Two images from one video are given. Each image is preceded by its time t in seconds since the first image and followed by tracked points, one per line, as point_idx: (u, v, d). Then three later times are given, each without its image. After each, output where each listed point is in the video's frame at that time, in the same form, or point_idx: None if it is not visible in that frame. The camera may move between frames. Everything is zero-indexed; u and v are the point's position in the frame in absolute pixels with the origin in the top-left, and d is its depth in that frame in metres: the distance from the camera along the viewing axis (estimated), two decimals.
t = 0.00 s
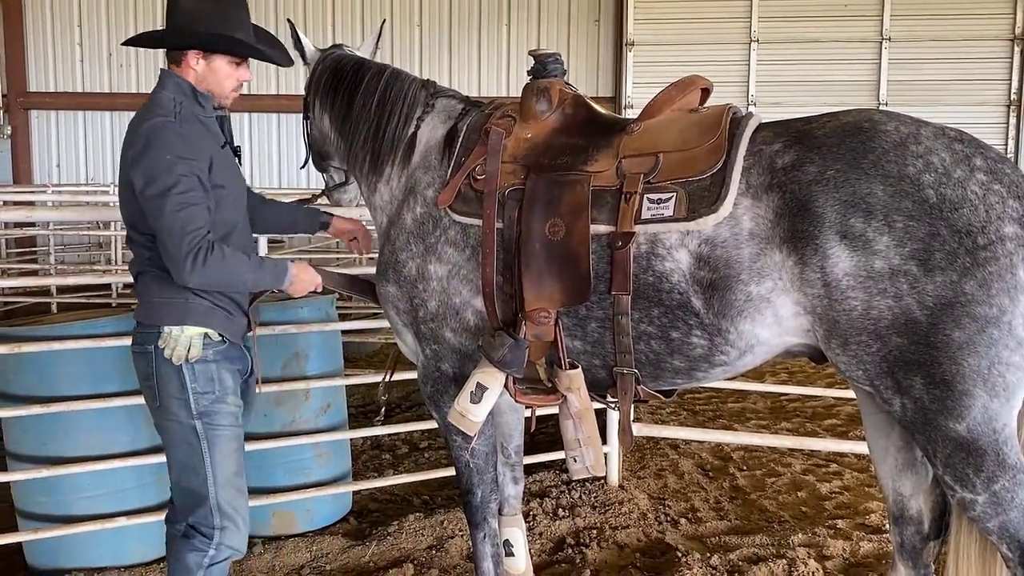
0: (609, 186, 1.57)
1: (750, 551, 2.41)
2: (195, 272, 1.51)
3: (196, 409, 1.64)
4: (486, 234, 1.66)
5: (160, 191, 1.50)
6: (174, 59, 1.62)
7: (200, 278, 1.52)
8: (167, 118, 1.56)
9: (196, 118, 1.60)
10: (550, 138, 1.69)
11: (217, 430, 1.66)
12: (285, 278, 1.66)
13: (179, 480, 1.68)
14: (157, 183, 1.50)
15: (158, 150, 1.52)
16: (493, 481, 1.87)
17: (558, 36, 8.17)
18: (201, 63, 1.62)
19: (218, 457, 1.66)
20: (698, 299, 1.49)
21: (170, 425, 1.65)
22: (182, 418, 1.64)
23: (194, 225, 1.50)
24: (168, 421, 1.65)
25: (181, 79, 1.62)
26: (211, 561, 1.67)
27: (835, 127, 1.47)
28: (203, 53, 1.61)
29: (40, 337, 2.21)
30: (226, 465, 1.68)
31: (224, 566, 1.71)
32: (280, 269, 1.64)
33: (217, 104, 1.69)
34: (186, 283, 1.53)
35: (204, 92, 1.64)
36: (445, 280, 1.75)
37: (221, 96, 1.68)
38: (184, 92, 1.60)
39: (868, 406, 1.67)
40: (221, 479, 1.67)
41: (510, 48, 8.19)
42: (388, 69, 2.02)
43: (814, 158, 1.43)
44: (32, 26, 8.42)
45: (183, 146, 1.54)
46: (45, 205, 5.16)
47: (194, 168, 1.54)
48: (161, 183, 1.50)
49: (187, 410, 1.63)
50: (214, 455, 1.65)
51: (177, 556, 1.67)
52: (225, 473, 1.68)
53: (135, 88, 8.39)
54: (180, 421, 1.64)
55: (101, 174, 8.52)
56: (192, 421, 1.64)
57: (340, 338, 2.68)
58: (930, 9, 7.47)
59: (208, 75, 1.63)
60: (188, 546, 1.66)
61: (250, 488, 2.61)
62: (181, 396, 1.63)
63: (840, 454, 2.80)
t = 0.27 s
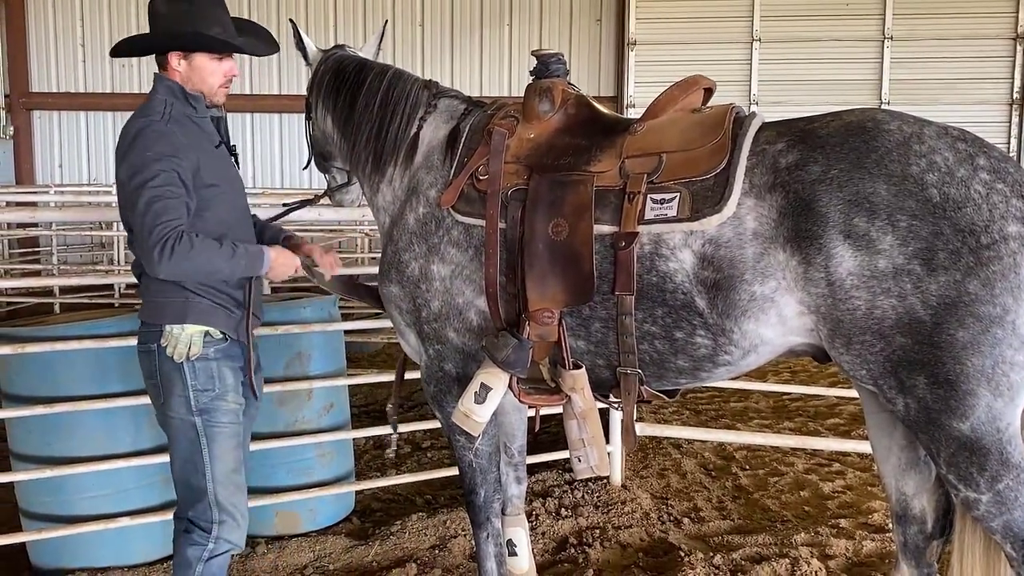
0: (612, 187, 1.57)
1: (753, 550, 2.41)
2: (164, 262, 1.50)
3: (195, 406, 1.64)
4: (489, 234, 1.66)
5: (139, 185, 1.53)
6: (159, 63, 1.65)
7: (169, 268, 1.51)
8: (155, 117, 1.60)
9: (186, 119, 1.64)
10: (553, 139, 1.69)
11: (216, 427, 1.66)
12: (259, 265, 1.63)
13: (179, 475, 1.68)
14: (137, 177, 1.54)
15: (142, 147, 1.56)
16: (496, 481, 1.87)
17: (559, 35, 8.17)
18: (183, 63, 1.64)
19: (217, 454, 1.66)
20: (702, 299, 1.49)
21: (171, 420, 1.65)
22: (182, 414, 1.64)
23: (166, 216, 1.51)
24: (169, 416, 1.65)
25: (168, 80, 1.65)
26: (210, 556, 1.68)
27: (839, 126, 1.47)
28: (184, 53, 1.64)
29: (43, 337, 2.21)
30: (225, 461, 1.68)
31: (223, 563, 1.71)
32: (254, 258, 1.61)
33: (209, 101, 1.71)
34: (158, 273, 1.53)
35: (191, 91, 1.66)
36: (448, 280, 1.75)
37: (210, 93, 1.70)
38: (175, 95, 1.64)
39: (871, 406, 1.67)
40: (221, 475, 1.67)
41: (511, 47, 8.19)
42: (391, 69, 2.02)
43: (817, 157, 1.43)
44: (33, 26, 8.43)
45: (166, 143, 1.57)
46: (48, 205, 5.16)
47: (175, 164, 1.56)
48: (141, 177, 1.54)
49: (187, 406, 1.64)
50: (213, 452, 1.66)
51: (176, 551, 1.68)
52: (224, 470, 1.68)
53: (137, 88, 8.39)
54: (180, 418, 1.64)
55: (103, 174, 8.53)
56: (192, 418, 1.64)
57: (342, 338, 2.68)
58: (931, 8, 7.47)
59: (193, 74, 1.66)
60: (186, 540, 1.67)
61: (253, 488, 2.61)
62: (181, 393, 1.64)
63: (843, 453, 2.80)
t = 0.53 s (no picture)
0: (614, 187, 1.57)
1: (755, 550, 2.41)
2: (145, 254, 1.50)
3: (196, 405, 1.64)
4: (491, 235, 1.66)
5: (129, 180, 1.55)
6: (159, 63, 1.67)
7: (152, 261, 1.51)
8: (154, 116, 1.62)
9: (186, 119, 1.65)
10: (555, 139, 1.69)
11: (217, 427, 1.66)
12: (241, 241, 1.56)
13: (178, 473, 1.69)
14: (128, 172, 1.56)
15: (136, 143, 1.57)
16: (498, 481, 1.87)
17: (561, 35, 8.17)
18: (180, 62, 1.65)
19: (216, 454, 1.67)
20: (704, 299, 1.49)
21: (172, 418, 1.65)
22: (182, 412, 1.65)
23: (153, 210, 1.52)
24: (170, 414, 1.66)
25: (169, 81, 1.67)
26: (205, 555, 1.68)
27: (840, 126, 1.47)
28: (180, 53, 1.64)
29: (44, 338, 2.21)
30: (224, 461, 1.68)
31: (219, 562, 1.71)
32: (232, 237, 1.55)
33: (211, 99, 1.72)
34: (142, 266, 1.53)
35: (191, 91, 1.67)
36: (450, 280, 1.75)
37: (211, 91, 1.70)
38: (176, 96, 1.66)
39: (874, 406, 1.67)
40: (219, 475, 1.68)
41: (513, 47, 8.19)
42: (392, 69, 2.02)
43: (819, 157, 1.43)
44: (35, 28, 8.44)
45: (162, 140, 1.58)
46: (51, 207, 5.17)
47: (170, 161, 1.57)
48: (132, 172, 1.55)
49: (188, 405, 1.64)
50: (212, 452, 1.66)
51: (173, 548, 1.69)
52: (223, 470, 1.68)
53: (139, 90, 8.40)
54: (181, 417, 1.64)
55: (105, 175, 8.54)
56: (192, 417, 1.65)
57: (345, 339, 2.68)
58: (934, 7, 7.46)
59: (191, 73, 1.66)
60: (181, 538, 1.68)
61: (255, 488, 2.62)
62: (182, 392, 1.64)
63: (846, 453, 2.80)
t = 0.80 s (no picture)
0: (615, 187, 1.57)
1: (758, 549, 2.40)
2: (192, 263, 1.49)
3: (205, 405, 1.64)
4: (492, 235, 1.66)
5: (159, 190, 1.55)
6: (168, 63, 1.68)
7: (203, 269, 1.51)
8: (167, 123, 1.62)
9: (196, 122, 1.66)
10: (556, 139, 1.69)
11: (224, 426, 1.66)
12: (262, 212, 1.50)
13: (182, 473, 1.68)
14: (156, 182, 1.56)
15: (154, 152, 1.58)
16: (500, 482, 1.87)
17: (562, 35, 8.17)
18: (189, 64, 1.66)
19: (222, 455, 1.66)
20: (706, 299, 1.49)
21: (180, 417, 1.65)
22: (190, 412, 1.64)
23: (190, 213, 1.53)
24: (178, 413, 1.65)
25: (178, 82, 1.68)
26: (208, 556, 1.68)
27: (841, 125, 1.47)
28: (189, 55, 1.65)
29: (47, 339, 2.22)
30: (230, 462, 1.68)
31: (222, 563, 1.71)
32: (252, 211, 1.48)
33: (218, 101, 1.73)
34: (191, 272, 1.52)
35: (199, 93, 1.69)
36: (451, 281, 1.75)
37: (217, 93, 1.72)
38: (185, 98, 1.67)
39: (875, 405, 1.67)
40: (225, 476, 1.68)
41: (514, 48, 8.20)
42: (394, 70, 2.03)
43: (820, 157, 1.43)
44: (37, 29, 8.45)
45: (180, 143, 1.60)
46: (53, 208, 5.18)
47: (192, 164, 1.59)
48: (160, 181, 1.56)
49: (196, 405, 1.64)
50: (219, 452, 1.66)
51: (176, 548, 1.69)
52: (229, 470, 1.68)
53: (141, 91, 8.41)
54: (189, 416, 1.64)
55: (107, 176, 8.55)
56: (201, 416, 1.64)
57: (347, 340, 2.69)
58: (935, 6, 7.45)
59: (199, 76, 1.67)
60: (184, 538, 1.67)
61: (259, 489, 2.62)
62: (191, 391, 1.64)
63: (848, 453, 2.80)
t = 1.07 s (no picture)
0: (616, 188, 1.57)
1: (759, 549, 2.40)
2: (234, 255, 1.50)
3: (212, 404, 1.64)
4: (493, 236, 1.67)
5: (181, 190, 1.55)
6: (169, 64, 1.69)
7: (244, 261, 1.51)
8: (172, 127, 1.62)
9: (198, 125, 1.67)
10: (556, 139, 1.69)
11: (232, 425, 1.66)
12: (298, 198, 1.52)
13: (190, 472, 1.68)
14: (175, 183, 1.56)
15: (166, 155, 1.58)
16: (502, 482, 1.87)
17: (562, 36, 8.17)
18: (182, 65, 1.66)
19: (230, 453, 1.66)
20: (706, 299, 1.49)
21: (187, 417, 1.65)
22: (197, 411, 1.64)
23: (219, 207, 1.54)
24: (185, 412, 1.66)
25: (177, 83, 1.69)
26: (217, 555, 1.68)
27: (841, 125, 1.47)
28: (183, 56, 1.65)
29: (48, 341, 2.22)
30: (238, 461, 1.68)
31: (230, 563, 1.71)
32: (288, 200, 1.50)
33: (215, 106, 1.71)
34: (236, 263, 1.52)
35: (194, 95, 1.68)
36: (452, 282, 1.75)
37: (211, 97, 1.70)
38: (185, 101, 1.68)
39: (876, 405, 1.67)
40: (233, 475, 1.67)
41: (514, 48, 8.20)
42: (394, 71, 2.03)
43: (820, 157, 1.43)
44: (38, 31, 8.45)
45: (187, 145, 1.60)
46: (54, 209, 5.18)
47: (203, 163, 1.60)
48: (181, 182, 1.56)
49: (204, 403, 1.64)
50: (227, 451, 1.66)
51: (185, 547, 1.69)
52: (237, 469, 1.68)
53: (141, 92, 8.42)
54: (197, 415, 1.64)
55: (108, 178, 8.56)
56: (208, 415, 1.65)
57: (348, 340, 2.69)
58: (936, 5, 7.44)
59: (191, 77, 1.67)
60: (193, 538, 1.67)
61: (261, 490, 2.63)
62: (199, 390, 1.64)
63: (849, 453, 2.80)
